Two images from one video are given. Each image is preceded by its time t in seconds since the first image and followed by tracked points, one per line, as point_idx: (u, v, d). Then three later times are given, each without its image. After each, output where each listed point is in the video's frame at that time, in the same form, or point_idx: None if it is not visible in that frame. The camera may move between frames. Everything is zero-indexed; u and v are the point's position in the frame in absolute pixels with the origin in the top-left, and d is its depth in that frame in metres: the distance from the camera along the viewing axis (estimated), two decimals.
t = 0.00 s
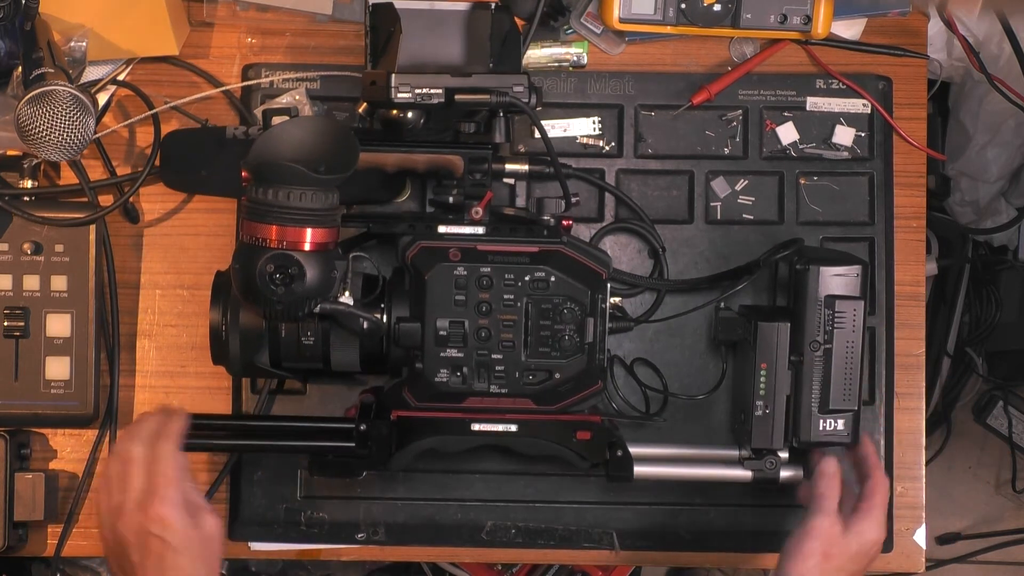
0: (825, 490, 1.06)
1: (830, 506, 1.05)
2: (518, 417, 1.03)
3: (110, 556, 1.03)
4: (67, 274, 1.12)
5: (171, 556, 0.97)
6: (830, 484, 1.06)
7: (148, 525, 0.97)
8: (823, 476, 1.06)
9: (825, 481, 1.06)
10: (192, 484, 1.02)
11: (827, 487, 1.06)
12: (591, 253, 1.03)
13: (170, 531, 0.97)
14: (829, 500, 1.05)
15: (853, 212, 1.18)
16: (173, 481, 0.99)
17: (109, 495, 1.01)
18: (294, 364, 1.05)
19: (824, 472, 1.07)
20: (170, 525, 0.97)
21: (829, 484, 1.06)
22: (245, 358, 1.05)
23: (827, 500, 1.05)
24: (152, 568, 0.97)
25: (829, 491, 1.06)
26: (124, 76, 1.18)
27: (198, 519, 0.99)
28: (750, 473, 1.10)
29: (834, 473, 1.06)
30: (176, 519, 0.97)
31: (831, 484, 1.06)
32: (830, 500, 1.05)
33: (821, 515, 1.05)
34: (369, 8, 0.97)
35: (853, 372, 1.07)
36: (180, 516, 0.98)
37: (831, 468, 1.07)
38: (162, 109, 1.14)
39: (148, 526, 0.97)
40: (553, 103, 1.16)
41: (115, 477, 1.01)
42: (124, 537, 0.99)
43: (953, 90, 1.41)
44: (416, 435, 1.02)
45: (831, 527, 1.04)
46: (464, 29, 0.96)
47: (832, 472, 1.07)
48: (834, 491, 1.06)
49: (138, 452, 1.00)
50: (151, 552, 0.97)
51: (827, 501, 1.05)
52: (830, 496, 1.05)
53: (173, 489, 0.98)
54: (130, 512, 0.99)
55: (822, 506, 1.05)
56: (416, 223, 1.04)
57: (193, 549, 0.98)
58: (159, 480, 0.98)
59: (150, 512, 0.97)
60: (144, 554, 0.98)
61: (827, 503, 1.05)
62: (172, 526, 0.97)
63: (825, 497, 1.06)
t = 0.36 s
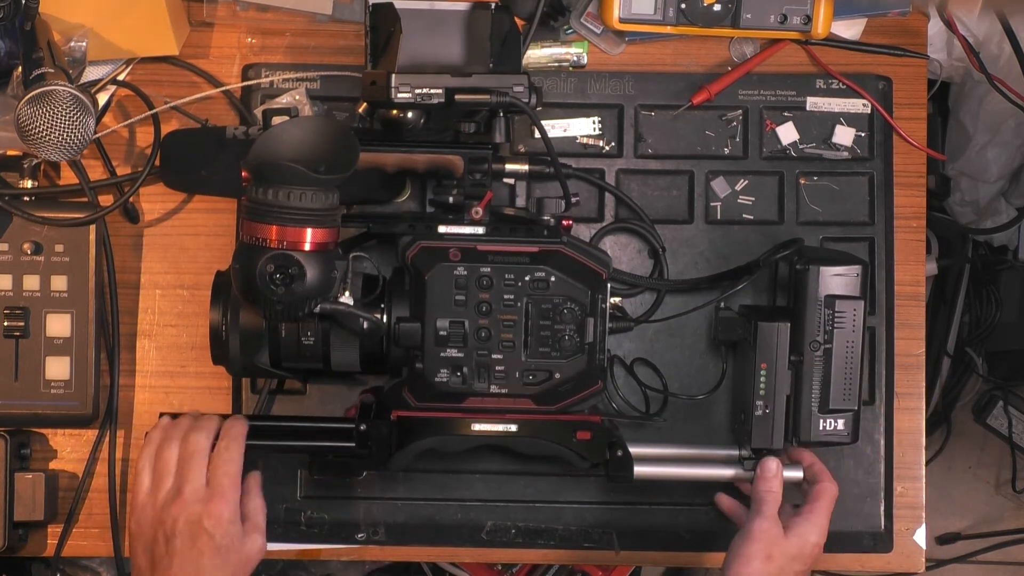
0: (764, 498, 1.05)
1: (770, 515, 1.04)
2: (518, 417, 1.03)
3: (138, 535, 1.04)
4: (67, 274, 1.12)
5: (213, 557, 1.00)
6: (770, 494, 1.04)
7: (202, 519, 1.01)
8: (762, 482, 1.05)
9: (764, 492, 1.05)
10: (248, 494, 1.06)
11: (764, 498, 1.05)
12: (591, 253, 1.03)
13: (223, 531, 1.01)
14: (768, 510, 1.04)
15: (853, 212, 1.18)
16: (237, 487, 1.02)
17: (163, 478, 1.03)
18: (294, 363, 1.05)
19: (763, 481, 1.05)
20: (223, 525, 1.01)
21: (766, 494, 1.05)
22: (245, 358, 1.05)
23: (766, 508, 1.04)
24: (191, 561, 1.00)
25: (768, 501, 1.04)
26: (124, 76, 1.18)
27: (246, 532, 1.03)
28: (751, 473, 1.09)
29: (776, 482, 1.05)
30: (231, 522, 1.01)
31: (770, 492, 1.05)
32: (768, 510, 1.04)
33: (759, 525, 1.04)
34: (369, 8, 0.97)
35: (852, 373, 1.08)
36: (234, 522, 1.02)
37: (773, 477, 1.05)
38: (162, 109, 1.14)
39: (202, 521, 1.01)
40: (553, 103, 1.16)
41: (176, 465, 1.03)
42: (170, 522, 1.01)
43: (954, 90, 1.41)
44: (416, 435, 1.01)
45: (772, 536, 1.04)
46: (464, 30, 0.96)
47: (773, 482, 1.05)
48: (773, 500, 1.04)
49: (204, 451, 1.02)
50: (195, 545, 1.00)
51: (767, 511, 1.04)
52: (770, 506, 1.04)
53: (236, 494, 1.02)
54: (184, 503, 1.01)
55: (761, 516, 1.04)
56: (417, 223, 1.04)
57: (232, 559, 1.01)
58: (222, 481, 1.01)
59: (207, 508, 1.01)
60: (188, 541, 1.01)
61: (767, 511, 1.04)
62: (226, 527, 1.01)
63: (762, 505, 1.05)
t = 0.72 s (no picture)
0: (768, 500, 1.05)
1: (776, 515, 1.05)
2: (518, 417, 1.03)
3: (144, 500, 1.02)
4: (67, 274, 1.12)
5: (201, 524, 0.96)
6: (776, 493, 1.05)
7: (197, 484, 0.97)
8: (767, 483, 1.06)
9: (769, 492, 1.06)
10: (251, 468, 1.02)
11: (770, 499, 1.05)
12: (592, 253, 1.03)
13: (215, 499, 0.97)
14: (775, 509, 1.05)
15: (853, 212, 1.18)
16: (237, 457, 0.99)
17: (175, 442, 1.03)
18: (294, 363, 1.05)
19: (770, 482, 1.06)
20: (217, 493, 0.97)
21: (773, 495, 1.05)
22: (245, 358, 1.05)
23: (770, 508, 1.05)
24: (182, 526, 0.97)
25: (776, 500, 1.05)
26: (124, 76, 1.18)
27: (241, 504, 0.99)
28: (750, 473, 1.09)
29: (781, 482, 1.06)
30: (225, 491, 0.98)
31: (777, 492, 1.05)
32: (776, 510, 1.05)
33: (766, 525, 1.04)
34: (370, 8, 0.97)
35: (853, 373, 1.08)
36: (229, 491, 0.98)
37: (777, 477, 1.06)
38: (162, 109, 1.14)
39: (196, 486, 0.97)
40: (553, 103, 1.16)
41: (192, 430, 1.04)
42: (170, 485, 0.99)
43: (954, 90, 1.41)
44: (416, 435, 1.01)
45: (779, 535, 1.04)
46: (465, 30, 0.96)
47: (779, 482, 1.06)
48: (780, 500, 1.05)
49: (219, 420, 1.03)
50: (187, 510, 0.97)
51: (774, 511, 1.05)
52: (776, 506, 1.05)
53: (235, 463, 0.98)
54: (186, 467, 1.00)
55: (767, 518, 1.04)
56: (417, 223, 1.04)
57: (223, 529, 0.98)
58: (225, 450, 0.99)
59: (204, 474, 0.98)
60: (181, 507, 0.98)
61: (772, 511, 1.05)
62: (219, 495, 0.97)
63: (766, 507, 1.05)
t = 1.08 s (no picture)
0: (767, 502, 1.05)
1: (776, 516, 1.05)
2: (518, 417, 1.03)
3: (145, 501, 1.02)
4: (67, 274, 1.12)
5: (206, 521, 0.96)
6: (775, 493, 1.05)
7: (200, 482, 0.98)
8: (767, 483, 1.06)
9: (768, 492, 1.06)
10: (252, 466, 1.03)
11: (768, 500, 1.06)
12: (592, 253, 1.03)
13: (220, 496, 0.97)
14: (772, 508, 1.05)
15: (853, 212, 1.18)
16: (241, 454, 0.99)
17: (176, 443, 1.03)
18: (294, 363, 1.05)
19: (768, 481, 1.06)
20: (221, 490, 0.97)
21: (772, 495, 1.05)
22: (245, 358, 1.05)
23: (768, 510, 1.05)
24: (185, 524, 0.97)
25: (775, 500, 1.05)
26: (124, 76, 1.18)
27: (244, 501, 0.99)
28: (749, 473, 1.08)
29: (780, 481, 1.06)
30: (229, 488, 0.98)
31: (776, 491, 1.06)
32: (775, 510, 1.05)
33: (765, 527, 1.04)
34: (369, 8, 0.97)
35: (853, 373, 1.08)
36: (233, 488, 0.98)
37: (776, 476, 1.06)
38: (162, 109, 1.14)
39: (200, 484, 0.98)
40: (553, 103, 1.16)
41: (193, 430, 1.04)
42: (173, 484, 0.99)
43: (954, 90, 1.41)
44: (415, 435, 1.01)
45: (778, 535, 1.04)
46: (464, 31, 0.96)
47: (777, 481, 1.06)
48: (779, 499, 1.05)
49: (221, 419, 1.03)
50: (191, 508, 0.97)
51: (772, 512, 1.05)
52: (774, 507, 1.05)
53: (239, 461, 0.99)
54: (189, 465, 1.00)
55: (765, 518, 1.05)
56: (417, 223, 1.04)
57: (227, 526, 0.98)
58: (229, 448, 0.99)
59: (207, 471, 0.98)
60: (184, 505, 0.98)
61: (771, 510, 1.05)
62: (223, 492, 0.97)
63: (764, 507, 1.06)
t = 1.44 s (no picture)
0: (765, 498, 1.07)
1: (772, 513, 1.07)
2: (518, 417, 1.03)
3: (145, 500, 1.02)
4: (67, 274, 1.12)
5: (206, 520, 0.96)
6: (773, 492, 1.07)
7: (200, 480, 0.98)
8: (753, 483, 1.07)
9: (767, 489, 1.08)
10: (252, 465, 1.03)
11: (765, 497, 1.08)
12: (592, 253, 1.03)
13: (220, 494, 0.97)
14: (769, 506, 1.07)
15: (853, 212, 1.18)
16: (241, 453, 0.99)
17: (176, 442, 1.03)
18: (294, 363, 1.05)
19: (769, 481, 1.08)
20: (221, 489, 0.97)
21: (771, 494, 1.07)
22: (245, 358, 1.05)
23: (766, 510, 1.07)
24: (185, 522, 0.97)
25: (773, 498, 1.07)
26: (124, 76, 1.18)
27: (243, 500, 1.00)
28: (750, 473, 1.10)
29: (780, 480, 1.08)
30: (229, 486, 0.98)
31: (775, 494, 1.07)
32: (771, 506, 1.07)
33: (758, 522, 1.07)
34: (369, 9, 0.97)
35: (853, 373, 1.08)
36: (232, 487, 0.98)
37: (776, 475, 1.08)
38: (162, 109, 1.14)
39: (200, 482, 0.98)
40: (552, 103, 1.16)
41: (193, 430, 1.04)
42: (173, 483, 0.99)
43: (954, 90, 1.41)
44: (416, 435, 1.02)
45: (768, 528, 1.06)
46: (464, 31, 0.96)
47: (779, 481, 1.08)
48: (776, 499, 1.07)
49: (221, 418, 1.03)
50: (191, 506, 0.97)
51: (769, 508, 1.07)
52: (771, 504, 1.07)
53: (239, 460, 0.99)
54: (189, 464, 1.00)
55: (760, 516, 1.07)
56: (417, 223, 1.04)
57: (227, 524, 0.98)
58: (229, 447, 0.99)
59: (208, 470, 0.98)
60: (184, 504, 0.98)
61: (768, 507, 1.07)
62: (223, 491, 0.98)
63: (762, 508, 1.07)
